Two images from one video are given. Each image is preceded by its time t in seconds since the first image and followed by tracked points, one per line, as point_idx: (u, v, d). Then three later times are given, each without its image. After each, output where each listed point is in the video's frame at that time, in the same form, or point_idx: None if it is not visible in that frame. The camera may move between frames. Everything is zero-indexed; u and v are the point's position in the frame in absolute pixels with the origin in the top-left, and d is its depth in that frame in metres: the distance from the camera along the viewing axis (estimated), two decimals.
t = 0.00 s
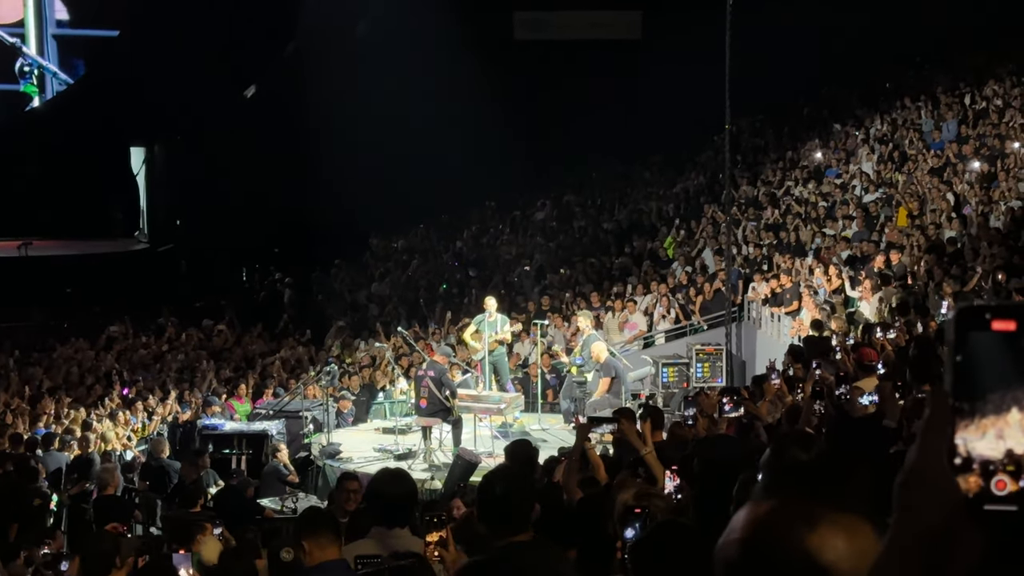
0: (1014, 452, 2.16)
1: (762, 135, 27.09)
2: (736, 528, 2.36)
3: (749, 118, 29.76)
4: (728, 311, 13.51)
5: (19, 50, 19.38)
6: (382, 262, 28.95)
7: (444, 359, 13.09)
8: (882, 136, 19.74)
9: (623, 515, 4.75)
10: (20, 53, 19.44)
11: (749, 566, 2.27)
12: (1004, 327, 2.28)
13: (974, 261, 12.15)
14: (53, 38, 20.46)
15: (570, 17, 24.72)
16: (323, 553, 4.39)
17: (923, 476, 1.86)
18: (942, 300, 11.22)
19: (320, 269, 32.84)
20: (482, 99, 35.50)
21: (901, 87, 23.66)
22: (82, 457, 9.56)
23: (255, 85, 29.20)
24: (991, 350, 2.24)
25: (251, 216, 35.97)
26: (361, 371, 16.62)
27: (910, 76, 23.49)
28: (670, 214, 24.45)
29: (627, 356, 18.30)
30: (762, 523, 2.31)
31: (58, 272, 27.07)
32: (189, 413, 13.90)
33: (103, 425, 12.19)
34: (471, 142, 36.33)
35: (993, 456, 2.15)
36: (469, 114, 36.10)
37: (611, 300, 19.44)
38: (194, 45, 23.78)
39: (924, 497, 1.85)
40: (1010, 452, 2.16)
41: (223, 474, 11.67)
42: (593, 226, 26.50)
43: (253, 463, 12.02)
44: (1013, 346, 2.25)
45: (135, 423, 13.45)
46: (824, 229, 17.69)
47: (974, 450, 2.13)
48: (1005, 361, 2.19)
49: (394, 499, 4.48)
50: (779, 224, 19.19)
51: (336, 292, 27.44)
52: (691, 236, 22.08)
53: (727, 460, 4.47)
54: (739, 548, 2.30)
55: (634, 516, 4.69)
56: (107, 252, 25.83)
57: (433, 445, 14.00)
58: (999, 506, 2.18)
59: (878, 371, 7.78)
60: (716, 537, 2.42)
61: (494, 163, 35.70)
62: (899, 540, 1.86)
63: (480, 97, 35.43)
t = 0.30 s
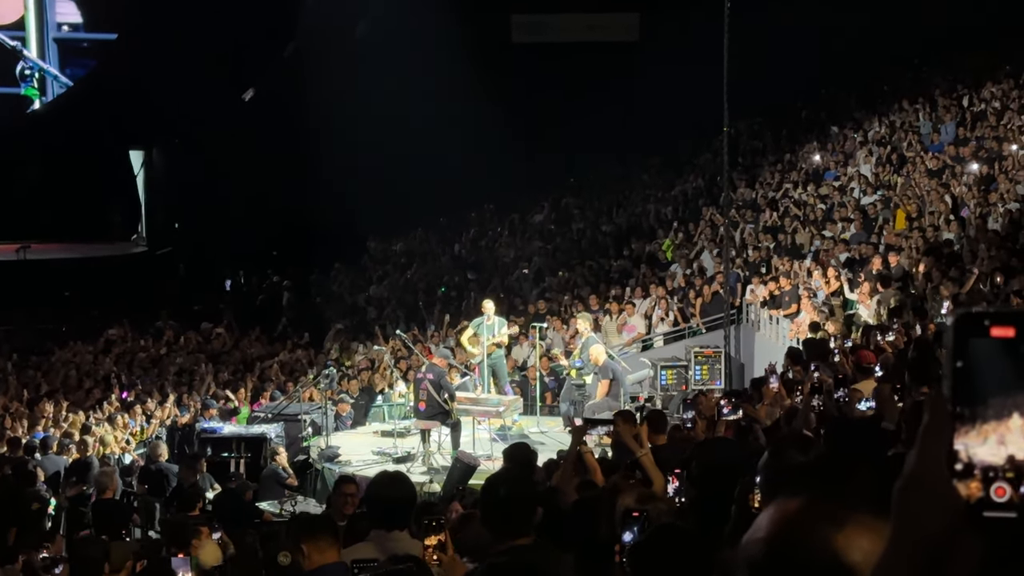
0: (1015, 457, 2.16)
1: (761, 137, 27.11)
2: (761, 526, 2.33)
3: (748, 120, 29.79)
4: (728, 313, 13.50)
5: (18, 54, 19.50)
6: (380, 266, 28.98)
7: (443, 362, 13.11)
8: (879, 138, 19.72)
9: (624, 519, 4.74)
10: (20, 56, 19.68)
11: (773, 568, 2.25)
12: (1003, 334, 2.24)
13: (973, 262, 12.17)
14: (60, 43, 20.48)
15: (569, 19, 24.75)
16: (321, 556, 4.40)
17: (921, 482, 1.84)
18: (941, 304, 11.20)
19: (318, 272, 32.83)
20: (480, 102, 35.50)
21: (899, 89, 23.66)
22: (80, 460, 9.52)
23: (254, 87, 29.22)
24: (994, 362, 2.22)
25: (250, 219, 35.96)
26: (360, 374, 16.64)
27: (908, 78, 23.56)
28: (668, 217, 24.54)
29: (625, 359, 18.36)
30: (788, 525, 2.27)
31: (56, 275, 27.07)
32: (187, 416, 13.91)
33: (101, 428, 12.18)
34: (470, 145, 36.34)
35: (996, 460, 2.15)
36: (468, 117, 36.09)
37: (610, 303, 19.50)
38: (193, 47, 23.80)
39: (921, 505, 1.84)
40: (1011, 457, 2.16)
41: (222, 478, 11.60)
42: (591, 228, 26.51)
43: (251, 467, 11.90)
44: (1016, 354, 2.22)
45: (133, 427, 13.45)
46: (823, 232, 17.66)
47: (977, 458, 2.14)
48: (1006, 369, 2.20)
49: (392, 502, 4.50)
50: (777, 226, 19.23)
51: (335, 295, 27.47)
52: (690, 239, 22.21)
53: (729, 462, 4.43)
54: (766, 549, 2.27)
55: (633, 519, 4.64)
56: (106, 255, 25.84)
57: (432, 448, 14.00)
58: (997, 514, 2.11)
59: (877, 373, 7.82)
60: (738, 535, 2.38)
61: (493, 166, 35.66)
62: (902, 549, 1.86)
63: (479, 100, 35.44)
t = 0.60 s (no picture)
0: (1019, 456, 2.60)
1: (761, 140, 27.11)
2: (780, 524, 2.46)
3: (748, 123, 29.81)
4: (728, 316, 13.49)
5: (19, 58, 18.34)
6: (380, 269, 29.00)
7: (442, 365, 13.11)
8: (879, 141, 19.71)
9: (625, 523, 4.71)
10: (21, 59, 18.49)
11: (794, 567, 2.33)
12: (1015, 333, 2.57)
13: (972, 265, 12.18)
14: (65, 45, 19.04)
15: (571, 22, 24.64)
16: (320, 560, 4.39)
17: (932, 483, 1.99)
18: (942, 306, 11.20)
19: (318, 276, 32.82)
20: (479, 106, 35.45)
21: (900, 93, 23.70)
22: (80, 463, 9.50)
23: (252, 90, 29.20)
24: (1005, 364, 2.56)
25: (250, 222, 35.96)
26: (359, 378, 16.63)
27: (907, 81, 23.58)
28: (667, 220, 24.55)
29: (625, 362, 18.39)
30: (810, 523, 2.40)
31: (56, 278, 27.02)
32: (187, 420, 13.92)
33: (101, 431, 12.15)
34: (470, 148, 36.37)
35: (1002, 461, 2.60)
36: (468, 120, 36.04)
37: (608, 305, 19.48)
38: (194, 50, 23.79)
39: (929, 508, 1.97)
40: (1017, 457, 2.59)
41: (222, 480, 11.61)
42: (591, 230, 26.50)
43: (251, 470, 11.92)
44: None
45: (133, 430, 13.45)
46: (822, 234, 17.70)
47: (985, 459, 2.59)
48: (1015, 374, 2.56)
49: (390, 505, 4.49)
50: (776, 229, 19.23)
51: (335, 298, 27.45)
52: (689, 241, 22.30)
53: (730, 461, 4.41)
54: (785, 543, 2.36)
55: (633, 522, 4.64)
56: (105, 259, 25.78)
57: (431, 451, 14.00)
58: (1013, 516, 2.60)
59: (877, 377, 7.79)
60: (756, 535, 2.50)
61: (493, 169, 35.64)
62: (908, 550, 1.96)
63: (479, 105, 35.39)
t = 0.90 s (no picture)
0: (1006, 464, 2.27)
1: (760, 142, 27.10)
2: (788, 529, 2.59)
3: (747, 126, 29.82)
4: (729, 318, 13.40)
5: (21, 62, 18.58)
6: (379, 272, 29.00)
7: (441, 368, 13.09)
8: (878, 144, 19.77)
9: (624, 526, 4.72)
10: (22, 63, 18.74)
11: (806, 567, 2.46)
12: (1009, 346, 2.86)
13: (971, 268, 12.18)
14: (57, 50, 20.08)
15: (570, 24, 24.67)
16: (320, 562, 4.38)
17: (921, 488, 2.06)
18: (940, 309, 11.23)
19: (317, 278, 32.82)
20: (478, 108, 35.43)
21: (898, 97, 23.79)
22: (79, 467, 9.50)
23: (251, 92, 29.19)
24: (990, 370, 2.29)
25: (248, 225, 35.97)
26: (359, 381, 16.62)
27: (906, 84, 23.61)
28: (666, 222, 24.57)
29: (624, 364, 18.39)
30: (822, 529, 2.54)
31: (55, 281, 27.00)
32: (186, 422, 13.91)
33: (99, 434, 12.14)
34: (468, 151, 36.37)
35: (985, 468, 2.28)
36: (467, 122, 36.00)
37: (607, 309, 19.47)
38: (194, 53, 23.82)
39: (922, 510, 1.93)
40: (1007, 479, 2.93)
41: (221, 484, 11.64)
42: (591, 233, 26.54)
43: (251, 473, 11.99)
44: (1015, 366, 2.30)
45: (132, 433, 13.43)
46: (821, 237, 17.74)
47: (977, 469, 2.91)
48: (1002, 381, 2.27)
49: (390, 507, 4.49)
50: (775, 231, 19.24)
51: (335, 300, 27.47)
52: (688, 244, 22.36)
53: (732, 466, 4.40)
54: (796, 548, 2.49)
55: (633, 524, 4.61)
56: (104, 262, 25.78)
57: (430, 454, 13.98)
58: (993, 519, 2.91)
59: (876, 380, 7.80)
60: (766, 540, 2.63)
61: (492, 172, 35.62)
62: (903, 553, 1.95)
63: (478, 107, 35.37)
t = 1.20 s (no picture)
0: (987, 470, 2.27)
1: (760, 145, 27.11)
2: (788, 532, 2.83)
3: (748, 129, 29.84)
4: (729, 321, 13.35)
5: (24, 65, 18.63)
6: (379, 274, 28.99)
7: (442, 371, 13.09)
8: (879, 147, 19.72)
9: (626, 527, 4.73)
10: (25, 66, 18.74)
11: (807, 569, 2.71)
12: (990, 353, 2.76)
13: (972, 270, 12.20)
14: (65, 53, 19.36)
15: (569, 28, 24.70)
16: (320, 566, 4.44)
17: (909, 493, 2.14)
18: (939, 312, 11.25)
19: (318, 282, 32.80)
20: (479, 111, 35.46)
21: (898, 100, 23.81)
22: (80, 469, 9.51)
23: (251, 95, 29.24)
24: (972, 376, 2.29)
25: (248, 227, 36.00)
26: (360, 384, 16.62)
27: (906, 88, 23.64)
28: (667, 225, 24.55)
29: (625, 367, 18.36)
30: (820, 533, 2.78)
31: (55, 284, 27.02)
32: (186, 425, 13.91)
33: (100, 437, 12.15)
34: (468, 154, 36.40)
35: (967, 474, 2.25)
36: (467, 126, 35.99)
37: (608, 311, 19.44)
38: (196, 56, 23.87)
39: (908, 521, 2.14)
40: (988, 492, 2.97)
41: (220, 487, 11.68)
42: (591, 236, 26.54)
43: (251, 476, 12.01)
44: (1002, 372, 2.30)
45: (133, 436, 13.44)
46: (822, 239, 17.73)
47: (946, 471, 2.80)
48: (984, 387, 2.27)
49: (390, 509, 4.49)
50: (776, 234, 19.22)
51: (335, 303, 27.45)
52: (688, 247, 22.32)
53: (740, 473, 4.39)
54: (797, 553, 2.74)
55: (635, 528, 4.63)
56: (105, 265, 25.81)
57: (431, 457, 13.99)
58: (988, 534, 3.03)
59: (877, 383, 7.81)
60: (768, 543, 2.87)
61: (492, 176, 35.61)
62: (892, 559, 2.14)
63: (479, 110, 35.39)
